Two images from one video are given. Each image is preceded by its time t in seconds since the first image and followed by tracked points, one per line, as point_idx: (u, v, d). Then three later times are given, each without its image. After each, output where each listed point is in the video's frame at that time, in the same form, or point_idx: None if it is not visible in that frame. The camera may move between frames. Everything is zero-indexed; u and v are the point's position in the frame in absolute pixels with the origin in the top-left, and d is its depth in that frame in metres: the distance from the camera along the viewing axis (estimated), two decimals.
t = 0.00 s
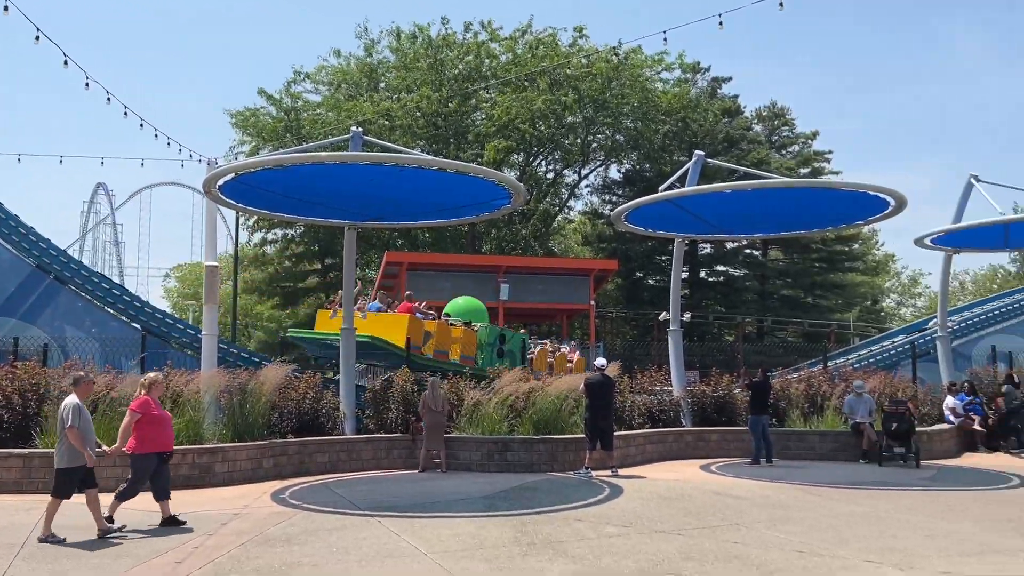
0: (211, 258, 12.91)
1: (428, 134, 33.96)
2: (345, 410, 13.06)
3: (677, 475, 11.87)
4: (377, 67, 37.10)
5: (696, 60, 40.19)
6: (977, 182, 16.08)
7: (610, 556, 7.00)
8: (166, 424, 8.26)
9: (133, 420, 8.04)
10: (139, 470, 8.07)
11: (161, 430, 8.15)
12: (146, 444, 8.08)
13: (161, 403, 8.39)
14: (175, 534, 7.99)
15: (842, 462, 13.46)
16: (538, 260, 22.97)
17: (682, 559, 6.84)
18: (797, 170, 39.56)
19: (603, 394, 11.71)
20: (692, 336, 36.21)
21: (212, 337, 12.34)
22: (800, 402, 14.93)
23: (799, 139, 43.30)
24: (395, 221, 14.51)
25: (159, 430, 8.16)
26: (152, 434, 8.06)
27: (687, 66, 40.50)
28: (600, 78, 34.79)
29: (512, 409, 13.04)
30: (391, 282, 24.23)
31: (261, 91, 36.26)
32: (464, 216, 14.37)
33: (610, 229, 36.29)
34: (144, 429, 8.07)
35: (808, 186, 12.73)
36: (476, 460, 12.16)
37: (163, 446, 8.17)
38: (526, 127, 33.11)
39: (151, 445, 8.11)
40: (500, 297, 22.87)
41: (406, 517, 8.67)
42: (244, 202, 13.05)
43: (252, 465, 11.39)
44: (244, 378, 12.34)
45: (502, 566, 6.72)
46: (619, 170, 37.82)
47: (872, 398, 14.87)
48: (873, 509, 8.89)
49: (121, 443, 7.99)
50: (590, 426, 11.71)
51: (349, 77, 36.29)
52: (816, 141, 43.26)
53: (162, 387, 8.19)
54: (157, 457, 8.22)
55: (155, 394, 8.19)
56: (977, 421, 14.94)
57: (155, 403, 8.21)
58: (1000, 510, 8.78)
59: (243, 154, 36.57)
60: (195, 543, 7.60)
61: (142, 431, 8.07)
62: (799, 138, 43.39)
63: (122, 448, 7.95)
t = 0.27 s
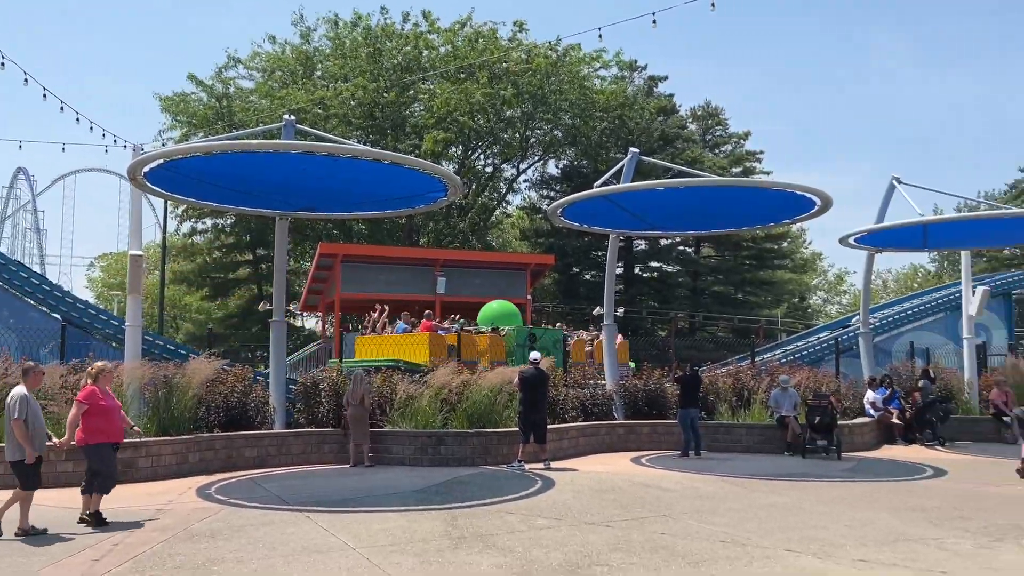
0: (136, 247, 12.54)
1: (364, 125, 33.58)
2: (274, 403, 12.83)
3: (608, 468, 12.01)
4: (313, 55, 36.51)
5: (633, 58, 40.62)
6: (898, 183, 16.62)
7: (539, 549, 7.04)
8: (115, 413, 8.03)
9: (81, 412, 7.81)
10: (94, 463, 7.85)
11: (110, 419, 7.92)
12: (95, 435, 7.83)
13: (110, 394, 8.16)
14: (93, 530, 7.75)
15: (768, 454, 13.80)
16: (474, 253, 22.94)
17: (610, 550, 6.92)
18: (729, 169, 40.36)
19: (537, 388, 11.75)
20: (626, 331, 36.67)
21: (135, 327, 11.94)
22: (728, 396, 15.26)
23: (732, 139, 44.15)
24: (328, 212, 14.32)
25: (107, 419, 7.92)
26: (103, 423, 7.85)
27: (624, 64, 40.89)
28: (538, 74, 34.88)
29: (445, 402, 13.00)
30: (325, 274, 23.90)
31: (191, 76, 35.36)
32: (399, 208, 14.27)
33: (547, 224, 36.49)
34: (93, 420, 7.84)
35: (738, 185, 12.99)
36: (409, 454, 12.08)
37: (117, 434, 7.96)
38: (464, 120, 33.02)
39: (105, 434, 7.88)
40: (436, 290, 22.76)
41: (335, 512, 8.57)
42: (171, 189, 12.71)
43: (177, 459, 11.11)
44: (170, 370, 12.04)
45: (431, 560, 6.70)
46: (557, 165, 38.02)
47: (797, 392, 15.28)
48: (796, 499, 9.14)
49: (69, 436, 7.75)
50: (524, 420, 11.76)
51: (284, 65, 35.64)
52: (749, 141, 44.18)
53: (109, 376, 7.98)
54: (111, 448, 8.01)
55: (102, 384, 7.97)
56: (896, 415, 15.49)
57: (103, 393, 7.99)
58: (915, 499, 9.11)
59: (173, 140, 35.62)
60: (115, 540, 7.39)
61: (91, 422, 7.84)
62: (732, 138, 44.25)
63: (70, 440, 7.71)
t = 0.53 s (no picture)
0: (57, 237, 12.11)
1: (300, 115, 33.04)
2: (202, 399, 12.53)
3: (542, 463, 12.07)
4: (248, 42, 35.77)
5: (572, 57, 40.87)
6: (825, 185, 17.07)
7: (470, 544, 7.03)
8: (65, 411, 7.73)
9: (28, 408, 7.51)
10: (42, 461, 7.58)
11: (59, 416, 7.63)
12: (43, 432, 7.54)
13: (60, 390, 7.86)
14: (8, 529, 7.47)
15: (698, 448, 14.06)
16: (411, 248, 22.78)
17: (541, 545, 6.95)
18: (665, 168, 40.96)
19: (471, 384, 11.73)
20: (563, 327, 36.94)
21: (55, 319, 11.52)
22: (660, 392, 15.49)
23: (668, 139, 44.78)
24: (260, 203, 14.06)
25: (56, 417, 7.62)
26: (53, 420, 7.56)
27: (563, 62, 41.10)
28: (478, 69, 34.81)
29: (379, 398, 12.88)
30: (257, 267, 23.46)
31: (119, 60, 34.28)
32: (334, 201, 14.08)
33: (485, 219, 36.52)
34: (41, 416, 7.54)
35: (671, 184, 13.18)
36: (340, 451, 11.93)
37: (65, 432, 7.67)
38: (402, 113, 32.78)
39: (53, 431, 7.59)
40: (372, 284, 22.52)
41: (264, 509, 8.42)
42: (95, 177, 12.32)
43: (99, 456, 10.78)
44: (92, 364, 11.67)
45: (360, 556, 6.63)
46: (496, 161, 38.04)
47: (726, 388, 15.59)
48: (724, 493, 9.32)
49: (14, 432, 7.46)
50: (457, 415, 11.74)
51: (218, 52, 34.84)
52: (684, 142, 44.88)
53: (58, 372, 7.68)
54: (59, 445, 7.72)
55: (51, 380, 7.66)
56: (821, 411, 15.93)
57: (52, 390, 7.68)
58: (837, 492, 9.39)
59: (100, 126, 34.50)
60: (31, 540, 7.13)
61: (39, 418, 7.54)
62: (668, 138, 44.89)
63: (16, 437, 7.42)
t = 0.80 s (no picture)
0: None
1: (238, 107, 32.40)
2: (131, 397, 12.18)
3: (481, 461, 12.07)
4: (184, 31, 34.91)
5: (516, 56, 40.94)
6: (760, 188, 17.41)
7: (405, 543, 6.99)
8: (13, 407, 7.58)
9: None
10: None
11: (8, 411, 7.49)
12: None
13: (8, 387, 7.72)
14: None
15: (635, 446, 14.23)
16: (351, 244, 22.53)
17: (477, 543, 6.95)
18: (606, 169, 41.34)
19: (409, 382, 11.65)
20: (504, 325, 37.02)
21: None
22: (599, 390, 15.63)
23: (610, 140, 45.19)
24: (194, 196, 13.72)
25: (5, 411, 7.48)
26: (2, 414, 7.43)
27: (507, 60, 41.12)
28: (421, 66, 34.60)
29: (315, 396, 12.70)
30: (191, 262, 22.93)
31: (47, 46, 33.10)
32: (270, 195, 13.83)
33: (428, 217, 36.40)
34: None
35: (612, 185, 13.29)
36: (275, 450, 11.73)
37: (13, 428, 7.50)
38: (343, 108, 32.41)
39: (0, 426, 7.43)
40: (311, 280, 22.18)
41: (194, 510, 8.22)
42: (19, 167, 11.86)
43: (21, 456, 10.41)
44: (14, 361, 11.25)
45: (293, 557, 6.54)
46: (439, 158, 37.89)
47: (663, 386, 15.80)
48: (659, 490, 9.45)
49: None
50: (395, 414, 11.65)
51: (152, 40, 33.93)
52: (625, 143, 45.34)
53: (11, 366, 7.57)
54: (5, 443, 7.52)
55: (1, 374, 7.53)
56: (754, 409, 16.26)
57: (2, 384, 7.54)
58: (768, 488, 9.59)
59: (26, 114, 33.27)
60: None
61: None
62: (610, 139, 45.30)
63: None
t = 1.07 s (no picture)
0: None
1: (180, 100, 31.73)
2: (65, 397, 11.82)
3: (426, 462, 12.01)
4: (125, 22, 34.06)
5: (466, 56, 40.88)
6: (705, 193, 17.65)
7: (347, 545, 6.92)
8: None
9: None
10: None
11: None
12: None
13: None
14: None
15: (581, 446, 14.31)
16: (297, 242, 22.21)
17: (420, 544, 6.91)
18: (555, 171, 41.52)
19: (353, 383, 11.53)
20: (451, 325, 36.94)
21: None
22: (545, 391, 15.68)
23: (559, 142, 45.39)
24: (133, 191, 13.38)
25: None
26: None
27: (457, 60, 41.01)
28: (370, 64, 34.33)
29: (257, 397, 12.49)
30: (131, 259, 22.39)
31: None
32: (213, 191, 13.55)
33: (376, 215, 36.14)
34: None
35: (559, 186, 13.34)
36: (215, 451, 11.50)
37: None
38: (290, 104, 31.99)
39: None
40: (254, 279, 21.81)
41: (129, 514, 8.02)
42: None
43: None
44: None
45: (232, 560, 6.42)
46: (388, 157, 37.63)
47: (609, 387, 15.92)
48: (603, 490, 9.51)
49: None
50: (339, 414, 11.52)
51: (92, 30, 33.04)
52: (574, 145, 45.59)
53: None
54: None
55: None
56: (698, 409, 16.48)
57: None
58: (709, 488, 9.73)
59: None
60: None
61: None
62: (559, 140, 45.50)
63: None
